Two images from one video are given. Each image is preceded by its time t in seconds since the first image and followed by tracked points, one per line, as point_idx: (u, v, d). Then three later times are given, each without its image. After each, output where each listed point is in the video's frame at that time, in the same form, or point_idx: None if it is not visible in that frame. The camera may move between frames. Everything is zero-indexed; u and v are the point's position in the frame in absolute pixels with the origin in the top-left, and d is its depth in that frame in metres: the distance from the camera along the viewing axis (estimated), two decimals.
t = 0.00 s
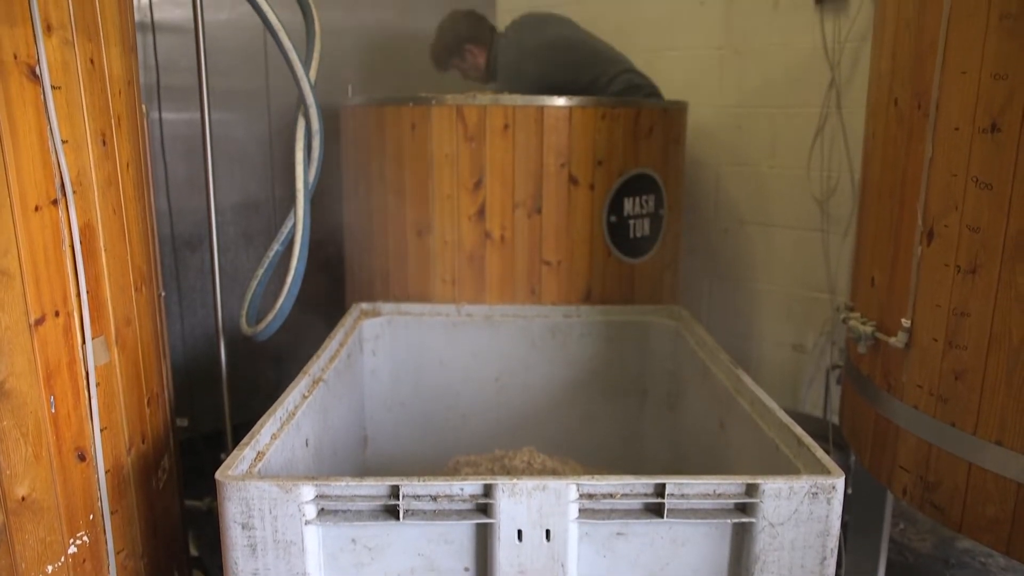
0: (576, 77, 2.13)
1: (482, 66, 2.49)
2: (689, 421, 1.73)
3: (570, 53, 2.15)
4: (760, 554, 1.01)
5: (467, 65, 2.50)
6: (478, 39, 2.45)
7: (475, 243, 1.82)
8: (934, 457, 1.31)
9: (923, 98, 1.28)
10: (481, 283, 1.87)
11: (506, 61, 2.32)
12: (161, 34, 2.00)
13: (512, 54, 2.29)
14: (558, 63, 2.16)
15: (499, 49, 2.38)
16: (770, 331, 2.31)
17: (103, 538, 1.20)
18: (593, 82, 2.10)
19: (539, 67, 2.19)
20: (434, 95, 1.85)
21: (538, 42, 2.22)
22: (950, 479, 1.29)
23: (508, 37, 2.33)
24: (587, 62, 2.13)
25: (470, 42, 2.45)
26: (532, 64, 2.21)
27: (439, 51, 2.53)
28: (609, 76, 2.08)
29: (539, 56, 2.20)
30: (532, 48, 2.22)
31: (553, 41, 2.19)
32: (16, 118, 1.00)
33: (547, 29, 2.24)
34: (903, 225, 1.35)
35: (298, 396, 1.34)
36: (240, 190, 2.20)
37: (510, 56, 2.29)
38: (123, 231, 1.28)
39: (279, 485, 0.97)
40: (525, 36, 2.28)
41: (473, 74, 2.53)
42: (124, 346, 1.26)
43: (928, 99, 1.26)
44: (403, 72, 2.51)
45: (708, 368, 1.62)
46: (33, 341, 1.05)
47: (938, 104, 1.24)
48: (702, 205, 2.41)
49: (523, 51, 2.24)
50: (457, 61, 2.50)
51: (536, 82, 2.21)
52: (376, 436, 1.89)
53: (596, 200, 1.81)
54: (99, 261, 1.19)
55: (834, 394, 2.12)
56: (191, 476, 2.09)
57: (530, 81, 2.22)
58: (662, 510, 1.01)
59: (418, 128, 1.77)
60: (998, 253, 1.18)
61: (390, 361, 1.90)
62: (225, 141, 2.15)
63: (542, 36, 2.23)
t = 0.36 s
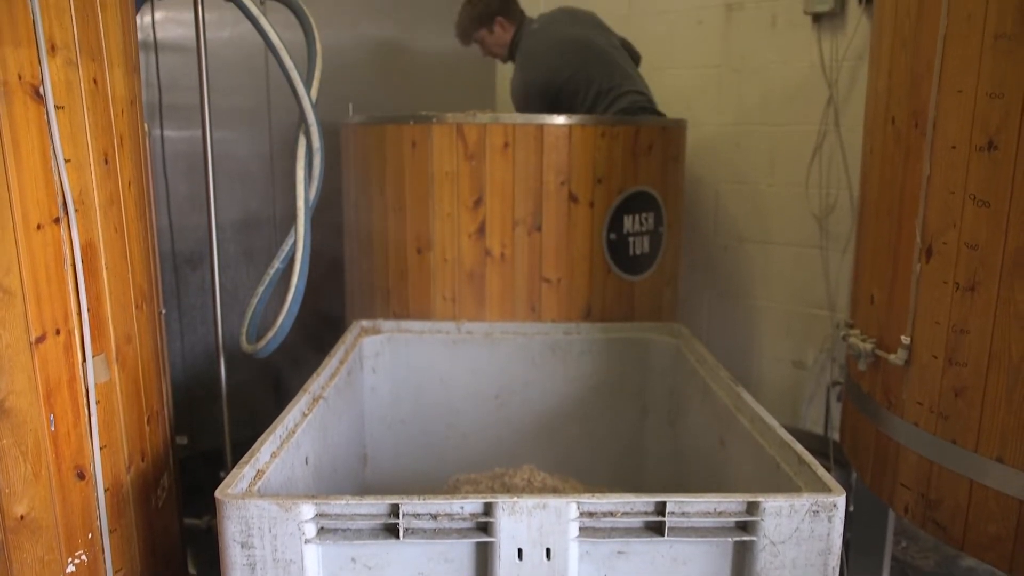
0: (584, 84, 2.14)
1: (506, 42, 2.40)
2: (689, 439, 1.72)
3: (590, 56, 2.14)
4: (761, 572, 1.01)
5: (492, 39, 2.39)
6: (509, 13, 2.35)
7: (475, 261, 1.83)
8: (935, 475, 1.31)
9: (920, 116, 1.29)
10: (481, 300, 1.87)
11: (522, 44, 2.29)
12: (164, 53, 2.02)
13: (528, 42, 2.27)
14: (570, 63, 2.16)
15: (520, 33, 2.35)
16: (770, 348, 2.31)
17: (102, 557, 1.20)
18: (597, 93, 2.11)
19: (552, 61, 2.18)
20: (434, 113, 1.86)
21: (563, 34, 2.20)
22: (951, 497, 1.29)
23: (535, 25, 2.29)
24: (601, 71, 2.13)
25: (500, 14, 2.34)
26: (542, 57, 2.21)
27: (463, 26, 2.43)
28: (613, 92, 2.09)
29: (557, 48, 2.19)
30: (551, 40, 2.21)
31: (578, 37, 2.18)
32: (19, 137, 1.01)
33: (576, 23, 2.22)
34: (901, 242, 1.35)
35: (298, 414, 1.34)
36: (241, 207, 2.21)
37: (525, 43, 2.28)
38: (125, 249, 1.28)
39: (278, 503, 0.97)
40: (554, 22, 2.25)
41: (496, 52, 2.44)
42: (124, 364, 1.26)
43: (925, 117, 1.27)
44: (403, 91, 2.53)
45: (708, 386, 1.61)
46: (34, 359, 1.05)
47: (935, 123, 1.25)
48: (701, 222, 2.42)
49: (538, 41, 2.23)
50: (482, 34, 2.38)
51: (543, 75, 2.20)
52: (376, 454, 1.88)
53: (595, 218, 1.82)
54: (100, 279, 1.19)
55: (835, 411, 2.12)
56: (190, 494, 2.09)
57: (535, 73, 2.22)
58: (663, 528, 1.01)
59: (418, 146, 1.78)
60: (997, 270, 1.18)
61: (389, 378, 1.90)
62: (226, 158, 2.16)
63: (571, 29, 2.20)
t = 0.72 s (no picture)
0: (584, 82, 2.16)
1: (505, 48, 2.39)
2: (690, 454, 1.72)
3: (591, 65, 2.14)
4: None
5: (492, 44, 2.38)
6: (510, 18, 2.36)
7: (475, 276, 1.83)
8: (936, 490, 1.31)
9: (918, 132, 1.29)
10: (481, 315, 1.87)
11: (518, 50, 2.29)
12: (165, 69, 2.03)
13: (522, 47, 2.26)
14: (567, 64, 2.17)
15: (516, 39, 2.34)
16: (770, 363, 2.31)
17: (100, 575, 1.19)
18: (599, 91, 2.14)
19: (550, 61, 2.19)
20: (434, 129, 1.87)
21: (556, 34, 2.20)
22: (953, 512, 1.29)
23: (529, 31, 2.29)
24: (599, 68, 2.14)
25: (501, 18, 2.34)
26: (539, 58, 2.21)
27: (462, 35, 2.42)
28: (613, 90, 2.12)
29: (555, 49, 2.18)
30: (545, 41, 2.21)
31: (572, 36, 2.18)
32: (22, 155, 1.01)
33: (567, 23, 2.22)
34: (900, 257, 1.35)
35: (298, 429, 1.34)
36: (242, 223, 2.22)
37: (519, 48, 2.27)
38: (126, 265, 1.28)
39: (278, 519, 0.97)
40: (546, 26, 2.25)
41: (495, 58, 2.43)
42: (124, 380, 1.26)
43: (923, 133, 1.28)
44: (403, 106, 2.55)
45: (708, 402, 1.61)
46: (33, 375, 1.05)
47: (932, 138, 1.26)
48: (701, 237, 2.42)
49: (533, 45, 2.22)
50: (482, 38, 2.37)
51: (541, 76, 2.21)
52: (375, 470, 1.87)
53: (595, 233, 1.83)
54: (101, 295, 1.19)
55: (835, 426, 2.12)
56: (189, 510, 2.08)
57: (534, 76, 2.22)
58: (664, 545, 1.01)
59: (418, 162, 1.79)
60: (995, 286, 1.19)
61: (389, 394, 1.90)
62: (227, 173, 2.17)
63: (563, 29, 2.21)
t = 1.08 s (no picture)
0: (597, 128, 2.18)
1: (517, 85, 2.38)
2: (690, 470, 1.71)
3: (603, 100, 2.17)
4: None
5: (505, 80, 2.37)
6: (524, 56, 2.35)
7: (474, 292, 1.83)
8: (938, 506, 1.30)
9: (915, 148, 1.30)
10: (481, 331, 1.87)
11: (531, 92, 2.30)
12: (167, 85, 2.04)
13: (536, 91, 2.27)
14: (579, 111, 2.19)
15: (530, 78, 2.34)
16: (769, 378, 2.31)
17: None
18: (613, 132, 2.16)
19: (564, 105, 2.20)
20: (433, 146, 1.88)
21: (563, 81, 2.22)
22: (955, 528, 1.28)
23: (542, 69, 2.31)
24: (610, 113, 2.17)
25: (518, 56, 2.35)
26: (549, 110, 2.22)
27: (474, 67, 2.42)
28: (627, 133, 2.15)
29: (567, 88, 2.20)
30: (552, 91, 2.23)
31: (583, 79, 2.20)
32: (24, 174, 1.02)
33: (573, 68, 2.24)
34: (898, 272, 1.36)
35: (297, 445, 1.33)
36: (242, 238, 2.22)
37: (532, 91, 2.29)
38: (126, 281, 1.28)
39: (277, 536, 0.97)
40: (557, 67, 2.28)
41: (506, 94, 2.42)
42: (124, 396, 1.26)
43: (919, 150, 1.28)
44: (403, 122, 2.56)
45: (708, 417, 1.61)
46: (33, 391, 1.05)
47: (929, 154, 1.26)
48: (700, 252, 2.43)
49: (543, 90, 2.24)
50: (494, 74, 2.36)
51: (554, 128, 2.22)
52: (375, 486, 1.87)
53: (594, 249, 1.83)
54: (101, 311, 1.19)
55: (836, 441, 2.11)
56: (187, 527, 2.07)
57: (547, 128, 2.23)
58: (664, 561, 1.00)
59: (418, 178, 1.80)
60: (994, 301, 1.19)
61: (389, 410, 1.90)
62: (227, 189, 2.18)
63: (574, 71, 2.23)
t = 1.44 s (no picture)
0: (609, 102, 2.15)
1: (527, 52, 2.29)
2: (690, 484, 1.71)
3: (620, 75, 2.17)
4: None
5: (515, 44, 2.27)
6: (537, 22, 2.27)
7: (474, 305, 1.83)
8: (939, 519, 1.30)
9: (913, 162, 1.30)
10: (480, 344, 1.87)
11: (542, 58, 2.20)
12: (167, 99, 2.05)
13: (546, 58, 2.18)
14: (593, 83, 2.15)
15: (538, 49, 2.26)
16: (769, 391, 2.31)
17: None
18: (619, 109, 2.15)
19: (583, 63, 2.14)
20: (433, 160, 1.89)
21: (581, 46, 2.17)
22: (956, 541, 1.28)
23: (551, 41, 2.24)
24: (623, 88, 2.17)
25: (530, 20, 2.25)
26: (561, 76, 2.14)
27: (483, 32, 2.31)
28: (635, 113, 2.16)
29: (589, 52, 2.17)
30: (564, 58, 2.15)
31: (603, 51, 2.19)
32: (26, 189, 1.02)
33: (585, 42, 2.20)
34: (897, 286, 1.36)
35: (296, 459, 1.33)
36: (242, 252, 2.22)
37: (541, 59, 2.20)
38: (126, 296, 1.29)
39: (276, 550, 0.97)
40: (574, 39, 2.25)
41: (515, 60, 2.31)
42: (123, 410, 1.26)
43: (917, 163, 1.29)
44: (403, 136, 2.57)
45: (708, 431, 1.61)
46: (33, 406, 1.05)
47: (926, 168, 1.27)
48: (699, 265, 2.43)
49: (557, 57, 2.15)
50: (507, 37, 2.26)
51: (563, 95, 2.14)
52: (374, 499, 1.86)
53: (594, 262, 1.83)
54: (100, 325, 1.19)
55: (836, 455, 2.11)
56: (185, 542, 2.06)
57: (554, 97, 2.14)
58: None
59: (418, 192, 1.81)
60: (993, 314, 1.19)
61: (388, 424, 1.89)
62: (227, 203, 2.18)
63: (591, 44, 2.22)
